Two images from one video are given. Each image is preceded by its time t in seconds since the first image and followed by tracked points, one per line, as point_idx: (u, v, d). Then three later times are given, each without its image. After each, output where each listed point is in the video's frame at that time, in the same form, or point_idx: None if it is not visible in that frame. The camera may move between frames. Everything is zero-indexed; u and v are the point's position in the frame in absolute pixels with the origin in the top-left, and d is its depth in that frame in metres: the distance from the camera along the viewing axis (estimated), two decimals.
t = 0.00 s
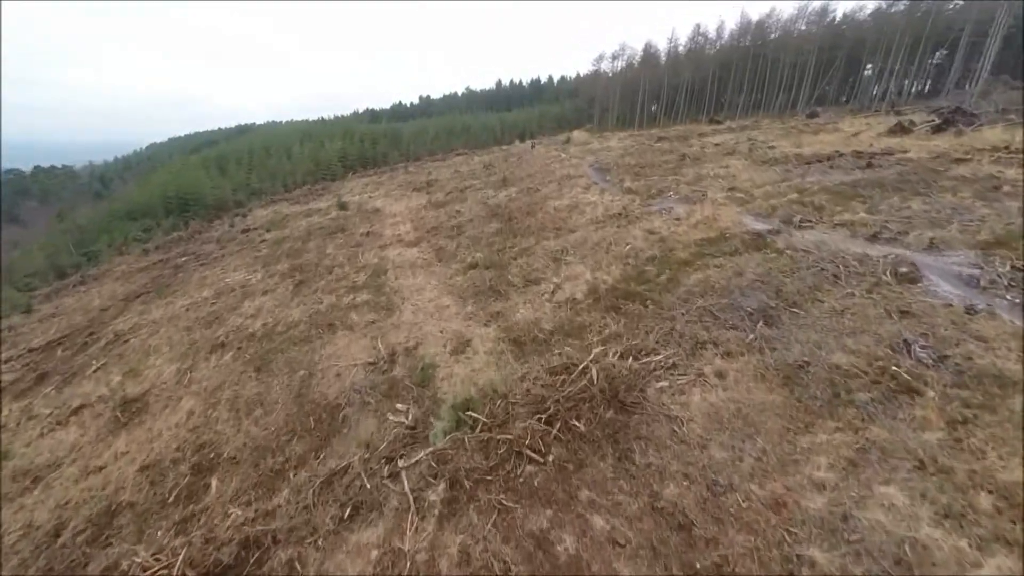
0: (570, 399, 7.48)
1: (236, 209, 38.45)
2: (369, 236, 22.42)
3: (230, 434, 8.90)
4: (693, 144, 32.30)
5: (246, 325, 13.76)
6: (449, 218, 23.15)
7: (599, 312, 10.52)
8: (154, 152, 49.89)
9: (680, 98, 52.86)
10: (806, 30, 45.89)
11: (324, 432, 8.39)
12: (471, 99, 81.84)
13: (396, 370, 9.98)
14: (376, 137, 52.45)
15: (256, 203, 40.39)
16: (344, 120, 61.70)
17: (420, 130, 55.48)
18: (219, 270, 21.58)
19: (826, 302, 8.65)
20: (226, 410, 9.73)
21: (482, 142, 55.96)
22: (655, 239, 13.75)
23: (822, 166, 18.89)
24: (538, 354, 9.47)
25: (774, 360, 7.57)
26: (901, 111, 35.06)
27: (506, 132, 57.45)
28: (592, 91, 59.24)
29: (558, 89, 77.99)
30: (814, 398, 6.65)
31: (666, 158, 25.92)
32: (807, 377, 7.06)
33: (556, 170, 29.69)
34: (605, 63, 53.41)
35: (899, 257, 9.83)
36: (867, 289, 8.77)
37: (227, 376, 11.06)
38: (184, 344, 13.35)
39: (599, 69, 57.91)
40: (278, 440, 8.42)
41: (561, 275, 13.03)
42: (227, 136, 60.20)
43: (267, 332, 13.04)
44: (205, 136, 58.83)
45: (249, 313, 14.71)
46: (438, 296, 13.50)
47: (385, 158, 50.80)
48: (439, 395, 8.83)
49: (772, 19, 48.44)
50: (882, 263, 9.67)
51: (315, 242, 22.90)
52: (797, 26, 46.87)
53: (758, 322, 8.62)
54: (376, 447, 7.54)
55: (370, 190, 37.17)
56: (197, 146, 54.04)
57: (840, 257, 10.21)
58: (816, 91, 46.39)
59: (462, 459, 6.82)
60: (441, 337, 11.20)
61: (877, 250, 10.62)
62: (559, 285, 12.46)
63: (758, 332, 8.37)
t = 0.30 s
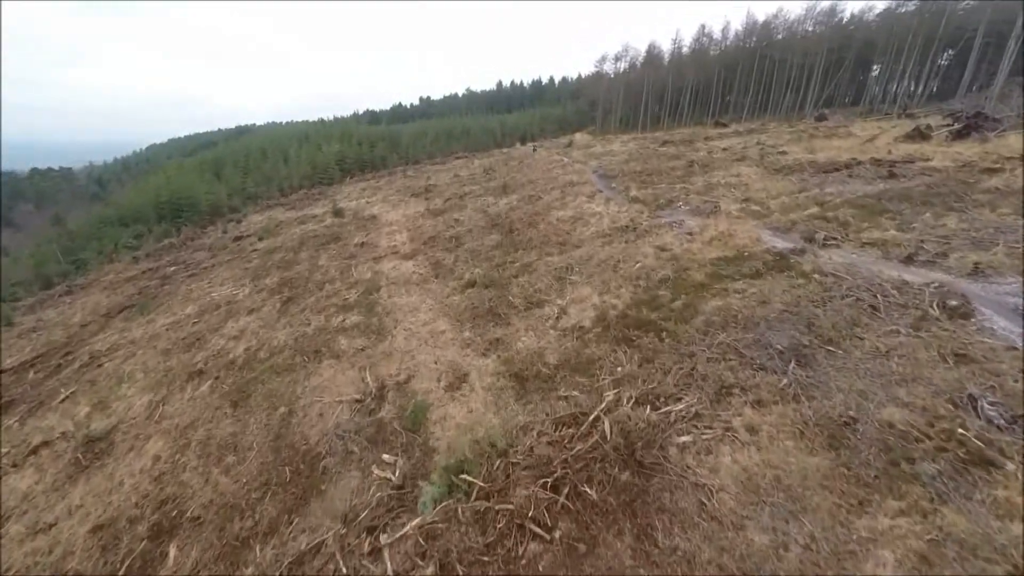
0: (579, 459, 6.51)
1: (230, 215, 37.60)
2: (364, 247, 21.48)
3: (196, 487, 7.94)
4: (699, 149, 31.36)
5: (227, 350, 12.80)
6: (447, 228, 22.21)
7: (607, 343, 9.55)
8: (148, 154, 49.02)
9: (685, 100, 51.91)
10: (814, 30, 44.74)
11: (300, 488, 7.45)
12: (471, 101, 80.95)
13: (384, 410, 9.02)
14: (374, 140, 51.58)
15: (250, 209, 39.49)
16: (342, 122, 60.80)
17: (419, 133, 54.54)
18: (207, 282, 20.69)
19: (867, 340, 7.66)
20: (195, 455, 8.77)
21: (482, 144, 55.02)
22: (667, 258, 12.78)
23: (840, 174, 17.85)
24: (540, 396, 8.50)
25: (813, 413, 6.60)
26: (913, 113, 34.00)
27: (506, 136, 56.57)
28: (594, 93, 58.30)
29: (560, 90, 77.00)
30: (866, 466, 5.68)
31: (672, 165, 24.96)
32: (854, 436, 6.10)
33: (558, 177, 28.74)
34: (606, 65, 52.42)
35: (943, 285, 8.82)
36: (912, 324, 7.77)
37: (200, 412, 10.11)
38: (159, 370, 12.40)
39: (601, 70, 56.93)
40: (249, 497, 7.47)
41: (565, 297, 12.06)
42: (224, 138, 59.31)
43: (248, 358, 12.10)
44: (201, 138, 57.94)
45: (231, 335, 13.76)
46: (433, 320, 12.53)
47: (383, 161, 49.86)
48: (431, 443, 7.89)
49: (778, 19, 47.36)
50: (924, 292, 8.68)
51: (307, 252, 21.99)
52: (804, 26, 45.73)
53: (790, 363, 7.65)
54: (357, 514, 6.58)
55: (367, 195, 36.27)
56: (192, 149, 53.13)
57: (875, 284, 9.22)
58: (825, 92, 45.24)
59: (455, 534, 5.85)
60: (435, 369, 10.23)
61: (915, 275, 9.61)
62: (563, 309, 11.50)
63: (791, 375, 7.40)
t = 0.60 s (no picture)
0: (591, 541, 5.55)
1: (223, 220, 36.67)
2: (357, 257, 20.56)
3: (152, 554, 6.96)
4: (705, 154, 30.43)
5: (204, 378, 11.82)
6: (444, 238, 21.29)
7: (618, 381, 8.58)
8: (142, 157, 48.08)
9: (688, 102, 50.97)
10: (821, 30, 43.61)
11: (270, 560, 6.49)
12: (471, 102, 80.08)
13: (368, 459, 8.06)
14: (372, 143, 50.70)
15: (244, 214, 38.54)
16: (340, 124, 59.85)
17: (418, 136, 53.61)
18: (193, 295, 19.75)
19: (918, 388, 6.69)
20: (155, 511, 7.78)
21: (482, 147, 54.08)
22: (679, 278, 11.83)
23: (859, 183, 16.87)
24: (544, 446, 7.54)
25: (865, 484, 5.64)
26: (925, 116, 32.96)
27: (506, 138, 55.65)
28: (595, 95, 57.35)
29: (561, 92, 76.05)
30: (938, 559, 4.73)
31: (679, 172, 24.02)
32: (918, 517, 5.14)
33: (560, 183, 27.80)
34: (609, 66, 51.50)
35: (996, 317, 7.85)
36: (969, 367, 6.79)
37: (168, 455, 9.13)
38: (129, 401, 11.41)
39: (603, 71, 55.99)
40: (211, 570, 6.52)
41: (570, 322, 11.11)
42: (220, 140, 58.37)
43: (225, 390, 11.14)
44: (196, 140, 56.94)
45: (210, 360, 12.79)
46: (427, 346, 11.58)
47: (381, 164, 48.93)
48: (420, 504, 6.94)
49: (783, 19, 46.31)
50: (976, 328, 7.68)
51: (299, 263, 21.06)
52: (811, 26, 44.59)
53: (830, 414, 6.69)
54: None
55: (364, 201, 35.36)
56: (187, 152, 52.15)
57: (918, 316, 8.22)
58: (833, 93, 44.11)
59: None
60: (427, 407, 9.26)
61: (961, 305, 8.62)
62: (568, 336, 10.53)
63: (832, 431, 6.43)
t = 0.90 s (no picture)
0: None
1: (216, 225, 35.68)
2: (350, 269, 19.61)
3: None
4: (711, 158, 29.48)
5: (176, 411, 10.84)
6: (440, 248, 20.36)
7: (630, 427, 7.61)
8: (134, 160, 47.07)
9: (692, 104, 50.02)
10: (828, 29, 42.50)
11: None
12: (470, 103, 79.06)
13: (348, 519, 7.10)
14: (369, 146, 49.74)
15: (238, 218, 37.57)
16: (337, 125, 58.82)
17: (416, 138, 52.65)
18: (176, 309, 18.76)
19: (985, 451, 5.73)
20: None
21: (481, 149, 53.10)
22: (694, 301, 10.87)
23: (880, 193, 15.87)
24: (548, 510, 6.58)
25: None
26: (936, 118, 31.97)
27: (506, 140, 54.72)
28: (596, 96, 56.36)
29: (562, 92, 75.04)
30: None
31: (685, 178, 23.08)
32: None
33: (561, 188, 26.83)
34: (610, 67, 50.49)
35: None
36: None
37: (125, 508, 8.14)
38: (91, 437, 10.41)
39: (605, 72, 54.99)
40: None
41: (575, 351, 10.14)
42: (214, 142, 57.33)
43: (197, 426, 10.15)
44: (190, 142, 55.83)
45: (184, 388, 11.79)
46: (419, 376, 10.60)
47: (379, 167, 47.97)
48: None
49: (789, 19, 45.15)
50: None
51: (289, 275, 20.11)
52: (818, 25, 43.55)
53: (882, 481, 5.73)
54: None
55: (360, 206, 34.44)
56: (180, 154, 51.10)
57: (972, 356, 7.24)
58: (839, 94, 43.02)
59: None
60: (416, 452, 8.29)
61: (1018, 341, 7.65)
62: (572, 369, 9.57)
63: (888, 504, 5.47)
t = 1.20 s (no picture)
0: None
1: (207, 230, 34.70)
2: (341, 281, 18.64)
3: None
4: (717, 163, 28.52)
5: (141, 449, 9.83)
6: (436, 259, 19.38)
7: (646, 485, 6.65)
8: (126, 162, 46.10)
9: (696, 105, 49.12)
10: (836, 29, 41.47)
11: None
12: (470, 104, 78.06)
13: None
14: (366, 147, 48.75)
15: (230, 223, 36.59)
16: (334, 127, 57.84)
17: (414, 140, 51.68)
18: (157, 324, 17.75)
19: None
20: None
21: (481, 151, 52.14)
22: (711, 328, 9.88)
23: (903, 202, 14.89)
24: None
25: None
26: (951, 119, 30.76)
27: (506, 142, 53.78)
28: (598, 97, 55.39)
29: (563, 93, 74.06)
30: None
31: (692, 184, 22.11)
32: None
33: (562, 194, 25.86)
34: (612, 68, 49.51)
35: None
36: None
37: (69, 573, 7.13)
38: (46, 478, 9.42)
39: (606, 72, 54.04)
40: None
41: (581, 385, 9.14)
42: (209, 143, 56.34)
43: (161, 468, 9.14)
44: (184, 144, 54.71)
45: (153, 420, 10.78)
46: (408, 410, 9.62)
47: (376, 169, 47.00)
48: None
49: (795, 18, 44.01)
50: None
51: (277, 287, 19.13)
52: (824, 26, 42.53)
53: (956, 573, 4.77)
54: None
55: (356, 212, 33.50)
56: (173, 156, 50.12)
57: None
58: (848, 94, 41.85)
59: None
60: (401, 508, 7.30)
61: None
62: (578, 407, 8.58)
63: None
